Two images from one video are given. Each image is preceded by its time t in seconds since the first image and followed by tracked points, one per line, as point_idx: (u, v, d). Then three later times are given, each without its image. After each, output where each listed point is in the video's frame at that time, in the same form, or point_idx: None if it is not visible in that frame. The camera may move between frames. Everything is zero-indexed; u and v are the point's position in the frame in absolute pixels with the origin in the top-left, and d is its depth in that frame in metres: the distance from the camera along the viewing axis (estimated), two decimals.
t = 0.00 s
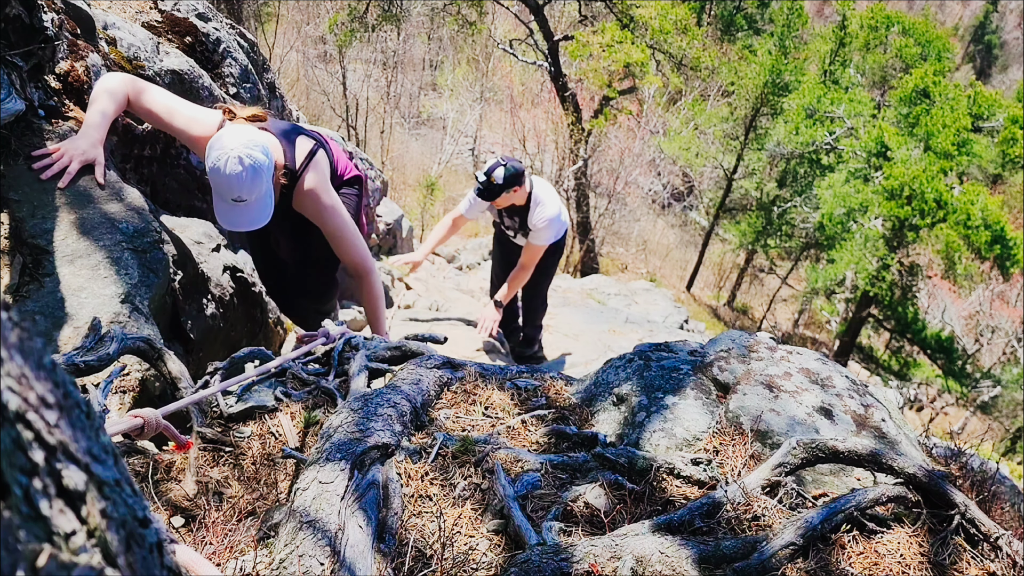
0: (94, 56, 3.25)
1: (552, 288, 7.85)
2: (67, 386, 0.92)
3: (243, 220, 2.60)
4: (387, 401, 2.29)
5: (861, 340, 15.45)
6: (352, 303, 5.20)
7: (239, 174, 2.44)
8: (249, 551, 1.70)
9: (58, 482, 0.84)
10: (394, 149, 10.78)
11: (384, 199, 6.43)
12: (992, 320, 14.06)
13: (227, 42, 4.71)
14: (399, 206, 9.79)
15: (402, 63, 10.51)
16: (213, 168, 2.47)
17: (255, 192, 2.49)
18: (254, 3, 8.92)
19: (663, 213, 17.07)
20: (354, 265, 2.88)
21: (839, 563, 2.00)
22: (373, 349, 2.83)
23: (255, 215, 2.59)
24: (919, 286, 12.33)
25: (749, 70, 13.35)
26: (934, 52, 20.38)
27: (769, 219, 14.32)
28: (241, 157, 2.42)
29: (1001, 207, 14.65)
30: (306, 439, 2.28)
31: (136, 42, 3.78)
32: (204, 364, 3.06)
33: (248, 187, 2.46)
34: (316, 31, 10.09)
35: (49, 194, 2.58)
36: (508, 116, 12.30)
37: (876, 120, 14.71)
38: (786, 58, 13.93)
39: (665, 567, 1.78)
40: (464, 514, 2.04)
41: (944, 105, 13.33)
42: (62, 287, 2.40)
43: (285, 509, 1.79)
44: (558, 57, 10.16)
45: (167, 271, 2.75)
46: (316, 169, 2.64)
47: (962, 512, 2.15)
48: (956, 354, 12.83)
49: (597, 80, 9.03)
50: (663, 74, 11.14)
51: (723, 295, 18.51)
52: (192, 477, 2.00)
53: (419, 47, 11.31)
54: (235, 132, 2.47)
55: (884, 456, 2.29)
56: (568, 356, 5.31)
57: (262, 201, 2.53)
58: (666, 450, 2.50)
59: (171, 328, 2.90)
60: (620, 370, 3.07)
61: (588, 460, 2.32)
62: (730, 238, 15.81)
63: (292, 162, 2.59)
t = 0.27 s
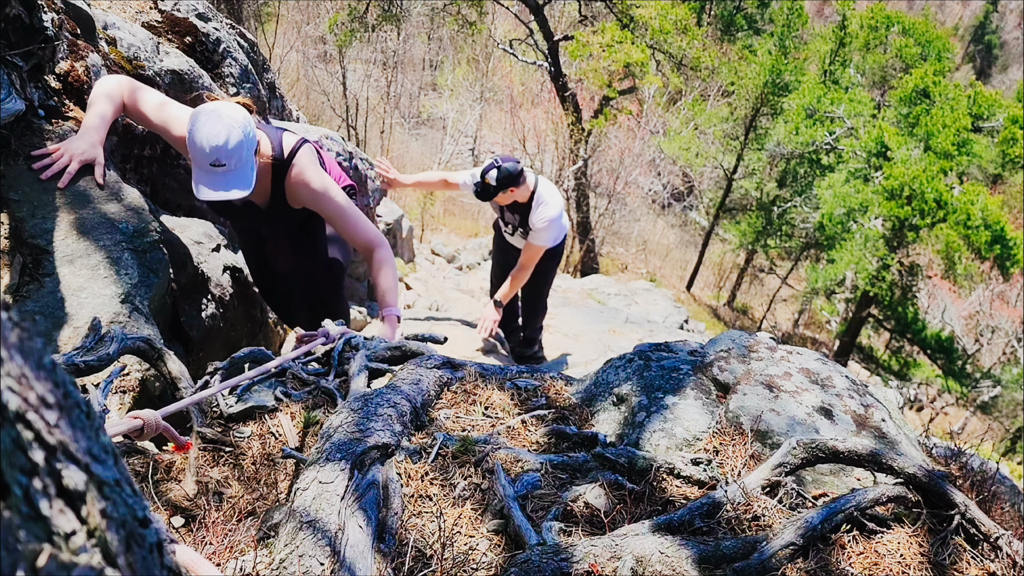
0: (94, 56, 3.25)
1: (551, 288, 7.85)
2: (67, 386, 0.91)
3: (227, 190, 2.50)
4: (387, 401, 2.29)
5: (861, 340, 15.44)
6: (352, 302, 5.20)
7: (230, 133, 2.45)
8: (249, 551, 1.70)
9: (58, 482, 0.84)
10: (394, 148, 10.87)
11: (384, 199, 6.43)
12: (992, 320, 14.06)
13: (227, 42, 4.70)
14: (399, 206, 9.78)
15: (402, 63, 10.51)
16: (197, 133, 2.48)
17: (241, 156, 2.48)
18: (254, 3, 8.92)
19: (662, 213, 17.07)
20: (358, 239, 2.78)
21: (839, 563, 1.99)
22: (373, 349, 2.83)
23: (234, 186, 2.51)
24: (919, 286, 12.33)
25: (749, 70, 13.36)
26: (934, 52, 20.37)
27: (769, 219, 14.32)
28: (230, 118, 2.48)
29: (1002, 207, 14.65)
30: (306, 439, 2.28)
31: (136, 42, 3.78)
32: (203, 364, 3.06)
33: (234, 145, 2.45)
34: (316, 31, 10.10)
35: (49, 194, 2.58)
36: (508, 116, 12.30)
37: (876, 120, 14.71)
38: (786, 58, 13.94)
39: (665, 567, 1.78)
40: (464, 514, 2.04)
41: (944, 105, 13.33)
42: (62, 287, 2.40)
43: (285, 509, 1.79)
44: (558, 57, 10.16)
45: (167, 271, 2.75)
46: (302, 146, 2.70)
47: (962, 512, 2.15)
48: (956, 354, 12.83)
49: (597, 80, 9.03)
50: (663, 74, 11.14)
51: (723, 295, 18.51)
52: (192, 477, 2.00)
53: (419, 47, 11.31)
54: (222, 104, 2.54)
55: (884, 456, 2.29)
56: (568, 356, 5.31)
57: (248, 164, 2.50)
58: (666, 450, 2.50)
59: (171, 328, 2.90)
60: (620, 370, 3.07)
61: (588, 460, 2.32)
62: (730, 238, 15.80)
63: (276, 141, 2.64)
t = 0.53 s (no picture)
0: (94, 56, 3.25)
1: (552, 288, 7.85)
2: (67, 386, 0.91)
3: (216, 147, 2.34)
4: (387, 401, 2.30)
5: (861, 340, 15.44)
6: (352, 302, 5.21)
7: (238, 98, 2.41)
8: (249, 551, 1.70)
9: (59, 482, 0.84)
10: (394, 148, 10.89)
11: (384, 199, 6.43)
12: (992, 320, 14.05)
13: (227, 42, 4.69)
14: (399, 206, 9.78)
15: (402, 63, 10.51)
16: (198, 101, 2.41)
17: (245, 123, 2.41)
18: (254, 3, 8.92)
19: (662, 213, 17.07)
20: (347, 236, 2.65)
21: (839, 563, 1.99)
22: (373, 348, 2.83)
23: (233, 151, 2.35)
24: (919, 286, 12.34)
25: (749, 70, 13.38)
26: (934, 52, 20.37)
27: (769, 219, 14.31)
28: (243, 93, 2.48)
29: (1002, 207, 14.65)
30: (306, 438, 2.28)
31: (136, 42, 3.78)
32: (203, 364, 3.06)
33: (238, 109, 2.37)
34: (316, 31, 10.10)
35: (49, 194, 2.58)
36: (508, 116, 12.29)
37: (876, 120, 14.71)
38: (786, 58, 13.94)
39: (665, 567, 1.78)
40: (464, 514, 2.04)
41: (944, 105, 13.34)
42: (62, 287, 2.40)
43: (285, 509, 1.79)
44: (558, 57, 10.16)
45: (167, 272, 2.75)
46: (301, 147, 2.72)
47: (962, 512, 2.15)
48: (956, 354, 12.83)
49: (597, 80, 9.02)
50: (663, 74, 11.13)
51: (723, 295, 18.51)
52: (192, 477, 2.00)
53: (419, 47, 11.31)
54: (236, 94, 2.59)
55: (884, 456, 2.29)
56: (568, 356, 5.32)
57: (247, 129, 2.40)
58: (666, 450, 2.50)
59: (171, 328, 2.90)
60: (620, 370, 3.07)
61: (587, 460, 2.32)
62: (731, 238, 15.79)
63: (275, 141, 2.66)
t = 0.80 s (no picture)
0: (94, 56, 3.25)
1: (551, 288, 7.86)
2: (67, 386, 0.92)
3: (215, 144, 2.33)
4: (388, 401, 2.30)
5: (861, 340, 15.44)
6: (352, 302, 5.21)
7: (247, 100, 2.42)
8: (249, 551, 1.71)
9: (59, 482, 0.84)
10: (394, 148, 10.88)
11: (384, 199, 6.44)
12: (992, 320, 14.06)
13: (227, 42, 4.67)
14: (399, 206, 9.78)
15: (401, 63, 10.51)
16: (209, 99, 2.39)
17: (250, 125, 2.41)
18: (254, 3, 8.92)
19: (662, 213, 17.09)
20: (319, 239, 2.55)
21: (839, 563, 2.00)
22: (373, 348, 2.83)
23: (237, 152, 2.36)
24: (919, 286, 12.34)
25: (749, 70, 13.39)
26: (934, 52, 20.39)
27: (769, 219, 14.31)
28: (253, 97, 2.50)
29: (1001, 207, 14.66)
30: (306, 439, 2.28)
31: (136, 42, 3.79)
32: (204, 364, 3.06)
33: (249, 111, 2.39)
34: (316, 32, 10.11)
35: (49, 194, 2.58)
36: (508, 116, 12.30)
37: (876, 120, 14.72)
38: (785, 58, 13.96)
39: (665, 567, 1.78)
40: (464, 514, 2.04)
41: (944, 105, 13.35)
42: (62, 287, 2.40)
43: (285, 509, 1.79)
44: (558, 57, 10.16)
45: (167, 271, 2.75)
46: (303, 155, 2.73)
47: (962, 511, 2.15)
48: (955, 354, 12.83)
49: (597, 80, 9.03)
50: (663, 74, 11.14)
51: (723, 295, 18.52)
52: (192, 476, 2.00)
53: (419, 47, 11.31)
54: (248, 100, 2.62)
55: (884, 456, 2.30)
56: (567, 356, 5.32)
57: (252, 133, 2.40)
58: (666, 450, 2.50)
59: (171, 328, 2.91)
60: (620, 370, 3.07)
61: (587, 460, 2.33)
62: (730, 238, 15.79)
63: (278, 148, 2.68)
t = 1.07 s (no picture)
0: (94, 57, 3.26)
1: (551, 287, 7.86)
2: (67, 386, 0.92)
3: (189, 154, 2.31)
4: (388, 401, 2.30)
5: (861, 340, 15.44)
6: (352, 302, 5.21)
7: (215, 106, 2.31)
8: (249, 551, 1.71)
9: (59, 482, 0.85)
10: (394, 149, 10.87)
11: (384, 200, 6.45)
12: (991, 320, 14.07)
13: (227, 42, 4.67)
14: (399, 206, 9.78)
15: (401, 63, 10.50)
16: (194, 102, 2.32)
17: (224, 132, 2.34)
18: (254, 3, 8.92)
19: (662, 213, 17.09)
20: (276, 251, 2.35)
21: (839, 563, 2.00)
22: (373, 349, 2.83)
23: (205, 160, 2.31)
24: (919, 286, 12.35)
25: (749, 70, 13.39)
26: (934, 52, 20.41)
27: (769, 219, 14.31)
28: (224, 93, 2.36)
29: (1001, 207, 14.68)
30: (306, 438, 2.28)
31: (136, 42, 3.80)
32: (204, 364, 3.07)
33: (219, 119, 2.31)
34: (317, 32, 10.11)
35: (49, 194, 2.58)
36: (508, 116, 12.30)
37: (875, 120, 14.74)
38: (785, 58, 13.97)
39: (664, 567, 1.78)
40: (464, 514, 2.05)
41: (944, 105, 13.36)
42: (62, 287, 2.41)
43: (285, 509, 1.80)
44: (558, 57, 10.16)
45: (168, 271, 2.75)
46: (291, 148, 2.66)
47: (961, 511, 2.16)
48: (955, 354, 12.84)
49: (597, 80, 9.02)
50: (663, 74, 11.14)
51: (723, 295, 18.53)
52: (192, 476, 2.01)
53: (419, 47, 11.32)
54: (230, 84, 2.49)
55: (883, 456, 2.30)
56: (568, 356, 5.33)
57: (228, 145, 2.35)
58: (665, 450, 2.50)
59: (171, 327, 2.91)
60: (620, 370, 3.07)
61: (587, 460, 2.33)
62: (730, 238, 15.79)
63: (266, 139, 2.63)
